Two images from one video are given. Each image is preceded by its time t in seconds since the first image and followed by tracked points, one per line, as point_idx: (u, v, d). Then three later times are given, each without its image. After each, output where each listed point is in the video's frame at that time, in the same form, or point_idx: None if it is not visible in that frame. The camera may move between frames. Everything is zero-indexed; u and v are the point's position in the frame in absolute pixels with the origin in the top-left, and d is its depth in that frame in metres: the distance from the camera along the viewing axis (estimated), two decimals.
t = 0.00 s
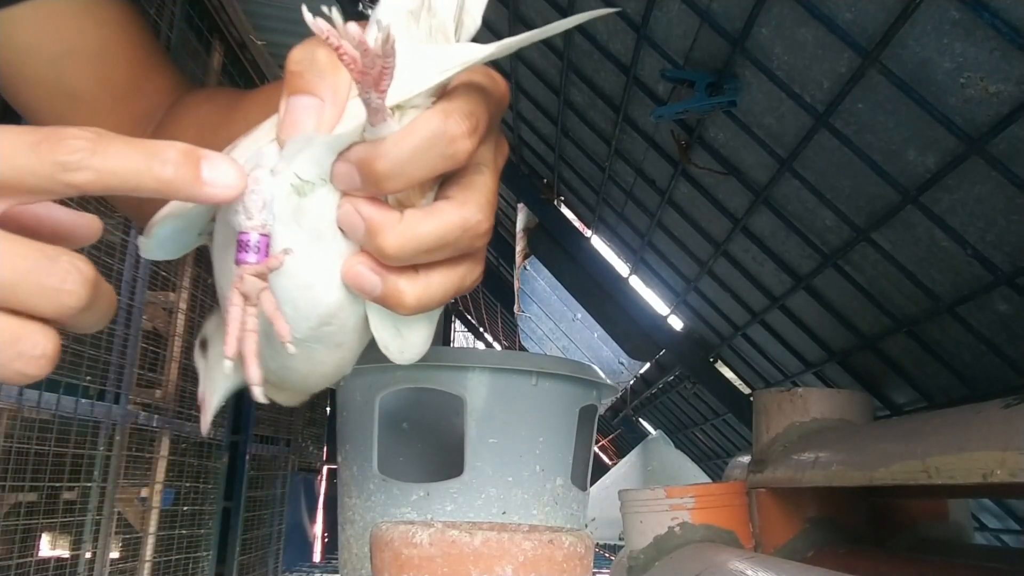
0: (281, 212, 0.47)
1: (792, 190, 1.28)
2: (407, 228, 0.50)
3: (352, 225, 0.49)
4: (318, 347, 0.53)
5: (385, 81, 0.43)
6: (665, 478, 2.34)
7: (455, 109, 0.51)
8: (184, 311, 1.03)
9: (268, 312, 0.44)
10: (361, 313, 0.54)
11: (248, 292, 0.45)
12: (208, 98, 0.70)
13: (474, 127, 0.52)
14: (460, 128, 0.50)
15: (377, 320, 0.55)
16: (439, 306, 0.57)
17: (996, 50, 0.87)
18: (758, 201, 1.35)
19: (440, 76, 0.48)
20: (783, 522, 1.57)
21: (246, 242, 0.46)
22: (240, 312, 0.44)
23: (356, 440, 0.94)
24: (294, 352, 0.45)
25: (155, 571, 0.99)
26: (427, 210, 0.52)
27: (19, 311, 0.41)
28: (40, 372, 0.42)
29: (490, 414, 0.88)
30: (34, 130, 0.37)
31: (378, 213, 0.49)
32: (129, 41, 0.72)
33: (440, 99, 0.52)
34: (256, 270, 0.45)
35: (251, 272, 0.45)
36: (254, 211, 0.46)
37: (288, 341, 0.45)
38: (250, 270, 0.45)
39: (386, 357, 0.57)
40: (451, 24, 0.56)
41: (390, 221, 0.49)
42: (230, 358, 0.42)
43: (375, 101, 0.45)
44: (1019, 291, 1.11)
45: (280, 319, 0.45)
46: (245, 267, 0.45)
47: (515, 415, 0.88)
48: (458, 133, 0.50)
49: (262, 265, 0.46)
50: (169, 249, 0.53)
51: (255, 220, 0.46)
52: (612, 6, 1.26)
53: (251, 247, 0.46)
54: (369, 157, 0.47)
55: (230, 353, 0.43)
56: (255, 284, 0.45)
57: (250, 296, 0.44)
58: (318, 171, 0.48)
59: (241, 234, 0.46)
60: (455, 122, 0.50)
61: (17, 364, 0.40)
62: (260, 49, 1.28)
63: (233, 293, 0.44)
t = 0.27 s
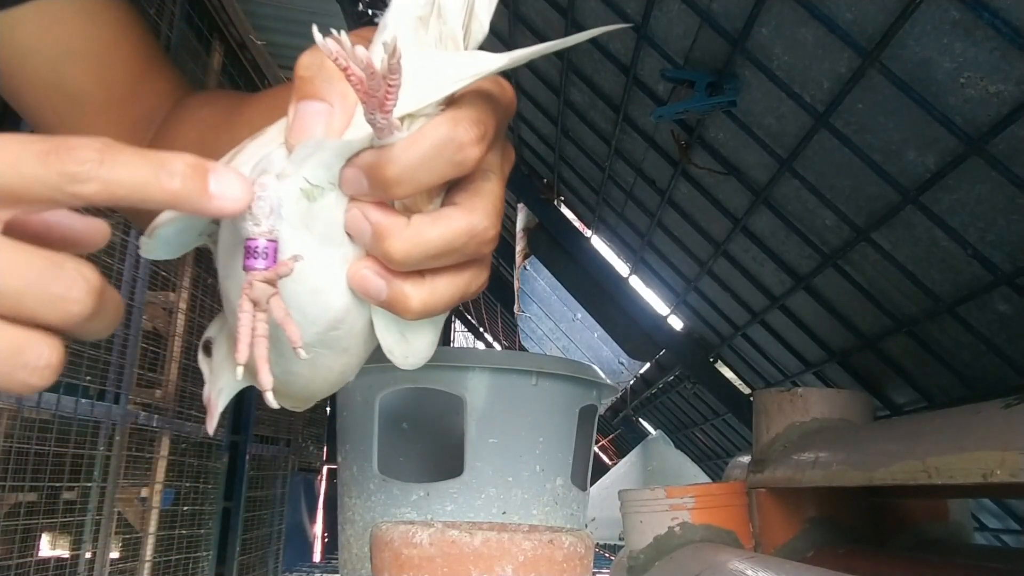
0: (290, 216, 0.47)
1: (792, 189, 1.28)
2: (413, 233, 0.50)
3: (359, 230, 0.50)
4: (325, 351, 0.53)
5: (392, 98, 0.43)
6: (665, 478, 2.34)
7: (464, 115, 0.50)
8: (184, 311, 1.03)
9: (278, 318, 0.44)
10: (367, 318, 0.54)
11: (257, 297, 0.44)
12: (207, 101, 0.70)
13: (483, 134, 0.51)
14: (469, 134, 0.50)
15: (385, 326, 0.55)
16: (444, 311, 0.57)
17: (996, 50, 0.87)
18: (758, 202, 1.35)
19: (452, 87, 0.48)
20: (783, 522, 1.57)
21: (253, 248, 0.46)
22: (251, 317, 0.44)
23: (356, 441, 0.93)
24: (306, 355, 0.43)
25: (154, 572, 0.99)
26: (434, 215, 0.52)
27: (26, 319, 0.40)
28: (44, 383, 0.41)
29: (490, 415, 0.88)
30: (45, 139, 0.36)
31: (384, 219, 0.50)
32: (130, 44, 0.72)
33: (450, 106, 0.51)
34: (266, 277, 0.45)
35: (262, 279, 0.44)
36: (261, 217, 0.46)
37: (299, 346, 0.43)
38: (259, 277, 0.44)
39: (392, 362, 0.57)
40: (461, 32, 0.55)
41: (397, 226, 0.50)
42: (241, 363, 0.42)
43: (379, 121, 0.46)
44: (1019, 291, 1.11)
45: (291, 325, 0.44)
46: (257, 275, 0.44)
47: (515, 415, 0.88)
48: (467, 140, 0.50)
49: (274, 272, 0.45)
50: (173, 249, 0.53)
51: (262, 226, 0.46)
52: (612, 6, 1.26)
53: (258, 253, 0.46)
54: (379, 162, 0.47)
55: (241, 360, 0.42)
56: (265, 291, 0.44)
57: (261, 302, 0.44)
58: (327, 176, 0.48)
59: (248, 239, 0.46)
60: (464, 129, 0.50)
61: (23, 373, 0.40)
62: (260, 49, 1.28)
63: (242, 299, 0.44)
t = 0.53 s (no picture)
0: (297, 214, 0.48)
1: (792, 189, 1.28)
2: (420, 231, 0.50)
3: (366, 228, 0.50)
4: (331, 350, 0.54)
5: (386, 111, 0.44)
6: (665, 478, 2.34)
7: (470, 113, 0.50)
8: (184, 310, 1.03)
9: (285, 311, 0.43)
10: (374, 316, 0.55)
11: (262, 291, 0.42)
12: (209, 104, 0.70)
13: (489, 132, 0.51)
14: (475, 132, 0.50)
15: (391, 324, 0.56)
16: (452, 309, 0.57)
17: (996, 50, 0.87)
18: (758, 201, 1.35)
19: (458, 87, 0.48)
20: (783, 523, 1.57)
21: (258, 241, 0.44)
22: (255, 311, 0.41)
23: (356, 440, 0.94)
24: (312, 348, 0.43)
25: (154, 572, 0.99)
26: (441, 213, 0.52)
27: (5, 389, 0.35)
28: (19, 453, 0.37)
29: (490, 415, 0.88)
30: (44, 209, 0.30)
31: (391, 216, 0.50)
32: (133, 47, 0.72)
33: (456, 104, 0.51)
34: (272, 269, 0.43)
35: (267, 271, 0.43)
36: (268, 210, 0.45)
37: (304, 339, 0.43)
38: (264, 270, 0.43)
39: (398, 359, 0.59)
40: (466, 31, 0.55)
41: (403, 224, 0.50)
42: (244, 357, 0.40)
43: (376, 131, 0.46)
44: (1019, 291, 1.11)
45: (296, 320, 0.43)
46: (261, 266, 0.43)
47: (514, 415, 0.88)
48: (473, 138, 0.50)
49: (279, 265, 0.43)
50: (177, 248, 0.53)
51: (268, 219, 0.45)
52: (612, 6, 1.26)
53: (263, 245, 0.44)
54: (386, 160, 0.48)
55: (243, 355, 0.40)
56: (271, 283, 0.42)
57: (266, 294, 0.42)
58: (334, 173, 0.49)
59: (254, 233, 0.45)
60: (470, 127, 0.50)
61: None
62: (260, 50, 1.28)
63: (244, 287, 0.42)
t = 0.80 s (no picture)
0: (291, 227, 0.48)
1: (792, 190, 1.28)
2: (417, 242, 0.50)
3: (361, 240, 0.49)
4: (327, 359, 0.53)
5: (401, 94, 0.44)
6: (665, 478, 2.34)
7: (466, 124, 0.50)
8: (184, 311, 1.03)
9: (277, 319, 0.44)
10: (370, 326, 0.54)
11: (256, 298, 0.44)
12: (210, 110, 0.70)
13: (485, 143, 0.51)
14: (471, 144, 0.50)
15: (387, 334, 0.55)
16: (448, 320, 0.56)
17: (996, 50, 0.87)
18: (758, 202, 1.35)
19: (447, 94, 0.48)
20: (784, 522, 1.57)
21: (253, 248, 0.46)
22: (246, 317, 0.43)
23: (356, 440, 0.93)
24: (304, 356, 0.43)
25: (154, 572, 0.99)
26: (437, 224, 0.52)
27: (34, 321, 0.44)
28: (50, 381, 0.44)
29: (490, 415, 0.88)
30: (51, 139, 0.39)
31: (387, 228, 0.49)
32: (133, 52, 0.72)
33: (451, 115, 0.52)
34: (266, 278, 0.44)
35: (261, 279, 0.44)
36: (264, 220, 0.46)
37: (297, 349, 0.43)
38: (259, 277, 0.44)
39: (394, 370, 0.58)
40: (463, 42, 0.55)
41: (399, 235, 0.50)
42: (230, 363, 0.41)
43: (391, 113, 0.46)
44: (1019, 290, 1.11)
45: (287, 327, 0.44)
46: (255, 275, 0.45)
47: (514, 415, 0.88)
48: (469, 149, 0.50)
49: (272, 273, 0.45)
50: (180, 257, 0.54)
51: (264, 228, 0.46)
52: (612, 6, 1.26)
53: (257, 253, 0.46)
54: (381, 171, 0.47)
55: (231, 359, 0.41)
56: (263, 291, 0.44)
57: (258, 302, 0.44)
58: (328, 185, 0.49)
59: (249, 241, 0.46)
60: (466, 138, 0.49)
61: (30, 371, 0.43)
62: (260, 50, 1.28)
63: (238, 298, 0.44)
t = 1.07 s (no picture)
0: (290, 223, 0.47)
1: (792, 190, 1.28)
2: (416, 234, 0.49)
3: (360, 233, 0.49)
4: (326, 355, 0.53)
5: (414, 62, 0.42)
6: (665, 478, 2.34)
7: (465, 117, 0.49)
8: (184, 310, 1.04)
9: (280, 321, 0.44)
10: (369, 322, 0.53)
11: (261, 299, 0.43)
12: (206, 110, 0.70)
13: (485, 136, 0.50)
14: (470, 136, 0.49)
15: (386, 330, 0.54)
16: (449, 316, 0.55)
17: (996, 50, 0.87)
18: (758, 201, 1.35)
19: (443, 85, 0.47)
20: (783, 522, 1.57)
21: (256, 250, 0.45)
22: (252, 319, 0.43)
23: (355, 440, 0.93)
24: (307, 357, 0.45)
25: (154, 572, 0.99)
26: (435, 216, 0.50)
27: (7, 390, 0.33)
28: (23, 457, 0.35)
29: (490, 415, 0.88)
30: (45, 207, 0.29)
31: (386, 221, 0.48)
32: (131, 51, 0.72)
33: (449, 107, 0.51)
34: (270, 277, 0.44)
35: (265, 280, 0.43)
36: (265, 220, 0.46)
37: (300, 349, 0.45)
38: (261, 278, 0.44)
39: (392, 365, 0.56)
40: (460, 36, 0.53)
41: (398, 228, 0.49)
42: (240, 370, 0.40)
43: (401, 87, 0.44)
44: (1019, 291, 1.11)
45: (291, 328, 0.45)
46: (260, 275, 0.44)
47: (514, 415, 0.88)
48: (468, 141, 0.48)
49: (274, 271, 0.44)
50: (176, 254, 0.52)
51: (266, 228, 0.46)
52: (612, 6, 1.26)
53: (262, 254, 0.45)
54: (378, 164, 0.46)
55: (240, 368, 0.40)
56: (267, 292, 0.43)
57: (262, 303, 0.43)
58: (325, 180, 0.47)
59: (250, 241, 0.46)
60: (465, 131, 0.48)
61: None
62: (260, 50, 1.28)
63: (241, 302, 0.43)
